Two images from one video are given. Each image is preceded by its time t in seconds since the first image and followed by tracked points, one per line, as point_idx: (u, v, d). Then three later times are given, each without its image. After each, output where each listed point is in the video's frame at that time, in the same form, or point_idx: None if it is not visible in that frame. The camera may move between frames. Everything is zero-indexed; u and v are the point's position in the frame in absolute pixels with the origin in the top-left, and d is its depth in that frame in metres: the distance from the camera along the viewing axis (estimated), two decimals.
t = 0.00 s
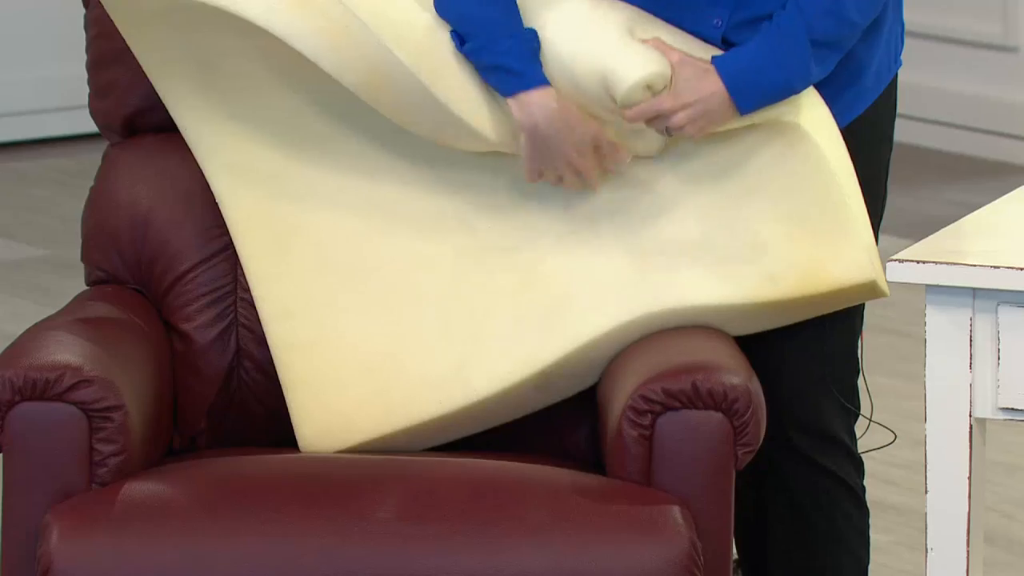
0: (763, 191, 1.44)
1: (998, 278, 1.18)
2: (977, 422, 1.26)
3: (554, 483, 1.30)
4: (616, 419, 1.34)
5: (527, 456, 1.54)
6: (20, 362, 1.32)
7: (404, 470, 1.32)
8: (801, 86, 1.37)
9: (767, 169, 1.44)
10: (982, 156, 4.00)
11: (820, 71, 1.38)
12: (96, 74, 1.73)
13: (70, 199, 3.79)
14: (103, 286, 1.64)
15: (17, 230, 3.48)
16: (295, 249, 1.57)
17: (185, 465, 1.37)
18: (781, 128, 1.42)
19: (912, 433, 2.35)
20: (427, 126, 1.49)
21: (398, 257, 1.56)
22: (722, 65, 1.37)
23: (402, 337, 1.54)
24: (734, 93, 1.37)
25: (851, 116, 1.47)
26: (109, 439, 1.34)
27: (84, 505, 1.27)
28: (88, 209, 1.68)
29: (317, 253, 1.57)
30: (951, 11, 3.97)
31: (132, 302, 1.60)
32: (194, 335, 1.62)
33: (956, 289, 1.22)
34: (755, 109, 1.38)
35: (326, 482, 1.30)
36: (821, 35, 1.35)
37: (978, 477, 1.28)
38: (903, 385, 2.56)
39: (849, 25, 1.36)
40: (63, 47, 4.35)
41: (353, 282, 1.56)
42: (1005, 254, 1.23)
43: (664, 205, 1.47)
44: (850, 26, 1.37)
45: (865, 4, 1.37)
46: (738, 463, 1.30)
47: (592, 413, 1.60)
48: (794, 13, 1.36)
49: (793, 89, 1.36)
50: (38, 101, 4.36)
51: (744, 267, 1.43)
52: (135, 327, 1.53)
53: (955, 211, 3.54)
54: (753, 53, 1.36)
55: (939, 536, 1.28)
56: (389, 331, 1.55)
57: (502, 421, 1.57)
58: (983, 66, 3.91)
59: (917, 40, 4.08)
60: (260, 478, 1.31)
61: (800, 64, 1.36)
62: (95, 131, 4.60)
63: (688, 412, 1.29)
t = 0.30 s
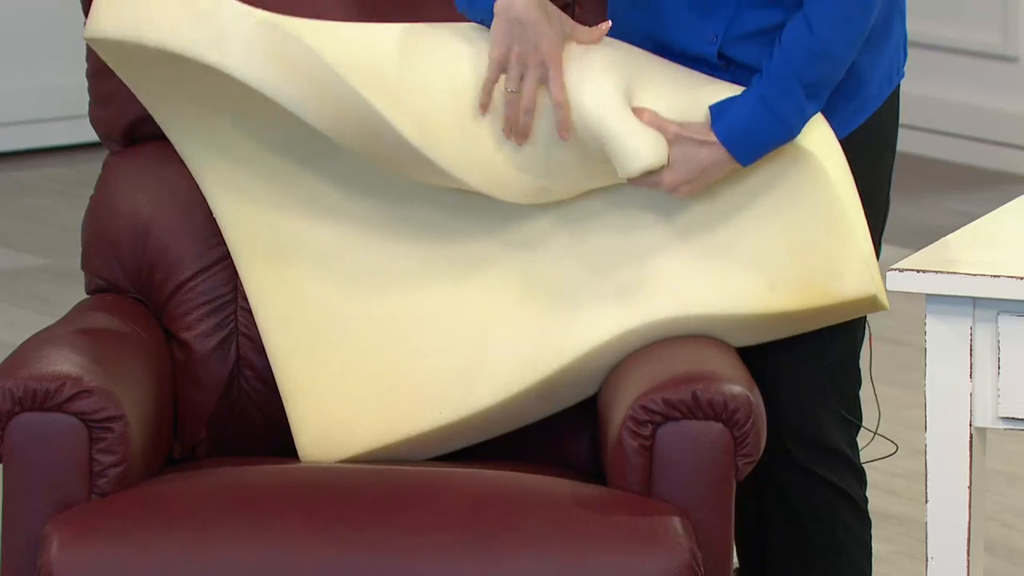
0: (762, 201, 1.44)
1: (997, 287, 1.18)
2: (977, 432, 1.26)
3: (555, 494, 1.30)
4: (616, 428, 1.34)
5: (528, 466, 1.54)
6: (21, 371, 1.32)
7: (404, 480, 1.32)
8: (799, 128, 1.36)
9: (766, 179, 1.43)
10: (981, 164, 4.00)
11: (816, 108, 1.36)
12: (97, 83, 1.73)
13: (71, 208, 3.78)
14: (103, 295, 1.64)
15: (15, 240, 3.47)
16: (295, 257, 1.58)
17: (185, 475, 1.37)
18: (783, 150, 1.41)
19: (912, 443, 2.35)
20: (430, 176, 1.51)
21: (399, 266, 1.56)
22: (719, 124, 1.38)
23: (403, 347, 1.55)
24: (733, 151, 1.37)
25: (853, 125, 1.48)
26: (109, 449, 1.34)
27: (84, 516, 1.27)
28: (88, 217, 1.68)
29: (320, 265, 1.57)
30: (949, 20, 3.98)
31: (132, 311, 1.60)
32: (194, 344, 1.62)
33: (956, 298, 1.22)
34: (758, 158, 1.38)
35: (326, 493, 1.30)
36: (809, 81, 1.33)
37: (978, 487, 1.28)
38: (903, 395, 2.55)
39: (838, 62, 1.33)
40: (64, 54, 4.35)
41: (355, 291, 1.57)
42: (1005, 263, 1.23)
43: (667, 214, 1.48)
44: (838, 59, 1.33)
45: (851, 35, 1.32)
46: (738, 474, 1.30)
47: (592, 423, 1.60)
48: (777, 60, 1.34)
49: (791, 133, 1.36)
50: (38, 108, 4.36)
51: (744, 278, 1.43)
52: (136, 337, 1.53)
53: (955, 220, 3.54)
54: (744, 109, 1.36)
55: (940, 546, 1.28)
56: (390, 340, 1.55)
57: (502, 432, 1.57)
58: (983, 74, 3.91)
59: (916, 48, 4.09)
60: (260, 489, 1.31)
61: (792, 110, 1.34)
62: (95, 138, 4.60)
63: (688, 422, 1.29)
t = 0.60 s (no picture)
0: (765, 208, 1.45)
1: (996, 290, 1.19)
2: (977, 435, 1.26)
3: (555, 498, 1.30)
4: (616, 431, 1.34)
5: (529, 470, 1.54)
6: (20, 374, 1.32)
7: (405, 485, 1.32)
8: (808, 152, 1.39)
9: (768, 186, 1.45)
10: (982, 168, 4.01)
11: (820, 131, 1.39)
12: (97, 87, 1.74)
13: (71, 212, 3.78)
14: (103, 299, 1.64)
15: (16, 244, 3.47)
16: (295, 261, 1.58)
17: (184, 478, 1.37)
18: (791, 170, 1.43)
19: (913, 446, 2.35)
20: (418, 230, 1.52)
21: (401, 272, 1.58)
22: (729, 159, 1.42)
23: (403, 351, 1.55)
24: (744, 184, 1.41)
25: (859, 128, 1.48)
26: (109, 452, 1.34)
27: (83, 519, 1.27)
28: (88, 221, 1.68)
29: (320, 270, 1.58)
30: (947, 24, 3.99)
31: (132, 315, 1.60)
32: (194, 348, 1.62)
33: (956, 301, 1.22)
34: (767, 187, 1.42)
35: (326, 497, 1.30)
36: (811, 108, 1.36)
37: (978, 489, 1.28)
38: (903, 399, 2.56)
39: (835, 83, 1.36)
40: (63, 59, 4.34)
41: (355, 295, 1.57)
42: (1005, 267, 1.23)
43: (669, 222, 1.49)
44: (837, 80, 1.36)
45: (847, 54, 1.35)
46: (738, 477, 1.30)
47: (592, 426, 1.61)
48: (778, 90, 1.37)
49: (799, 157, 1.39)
50: (39, 112, 4.35)
51: (744, 283, 1.44)
52: (136, 341, 1.53)
53: (955, 224, 3.54)
54: (749, 145, 1.39)
55: (939, 549, 1.29)
56: (393, 343, 1.56)
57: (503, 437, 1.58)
58: (983, 79, 3.92)
59: (914, 52, 4.09)
60: (260, 492, 1.31)
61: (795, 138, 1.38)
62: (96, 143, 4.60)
63: (688, 425, 1.29)
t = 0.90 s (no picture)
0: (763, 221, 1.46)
1: (998, 291, 1.19)
2: (978, 436, 1.26)
3: (556, 500, 1.30)
4: (618, 432, 1.34)
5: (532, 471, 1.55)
6: (22, 375, 1.32)
7: (406, 489, 1.32)
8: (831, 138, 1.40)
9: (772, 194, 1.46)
10: (983, 168, 4.00)
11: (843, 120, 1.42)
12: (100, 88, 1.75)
13: (73, 213, 3.78)
14: (104, 300, 1.64)
15: (17, 244, 3.47)
16: (294, 262, 1.57)
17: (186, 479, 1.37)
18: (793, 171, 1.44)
19: (914, 447, 2.35)
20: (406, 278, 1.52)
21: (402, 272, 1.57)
22: (751, 148, 1.40)
23: (404, 350, 1.55)
24: (770, 172, 1.40)
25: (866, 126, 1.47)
26: (110, 453, 1.34)
27: (85, 521, 1.27)
28: (89, 222, 1.68)
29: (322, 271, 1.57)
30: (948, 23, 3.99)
31: (132, 314, 1.60)
32: (195, 348, 1.62)
33: (959, 302, 1.22)
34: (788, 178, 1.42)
35: (328, 499, 1.30)
36: (848, 90, 1.38)
37: (980, 490, 1.28)
38: (904, 399, 2.55)
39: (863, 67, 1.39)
40: (65, 59, 4.34)
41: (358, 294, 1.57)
42: (1007, 267, 1.23)
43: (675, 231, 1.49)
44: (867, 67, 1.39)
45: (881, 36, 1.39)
46: (740, 478, 1.30)
47: (594, 428, 1.61)
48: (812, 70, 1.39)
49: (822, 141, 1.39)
50: (40, 112, 4.35)
51: (746, 281, 1.44)
52: (137, 341, 1.53)
53: (957, 224, 3.54)
54: (778, 129, 1.39)
55: (940, 550, 1.29)
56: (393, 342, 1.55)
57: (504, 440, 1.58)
58: (984, 78, 3.92)
59: (916, 52, 4.09)
60: (262, 495, 1.31)
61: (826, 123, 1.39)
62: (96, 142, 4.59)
63: (690, 425, 1.29)
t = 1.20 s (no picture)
0: (782, 216, 1.45)
1: (1011, 291, 1.19)
2: (991, 436, 1.26)
3: (569, 500, 1.30)
4: (630, 432, 1.34)
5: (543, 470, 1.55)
6: (35, 375, 1.33)
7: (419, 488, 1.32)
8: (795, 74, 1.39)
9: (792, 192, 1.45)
10: (997, 169, 4.00)
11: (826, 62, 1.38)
12: (113, 87, 1.76)
13: (88, 214, 3.78)
14: (116, 299, 1.64)
15: (31, 244, 3.49)
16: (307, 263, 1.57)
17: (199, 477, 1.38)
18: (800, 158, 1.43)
19: (927, 447, 2.35)
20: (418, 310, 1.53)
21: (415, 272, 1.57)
22: (719, 69, 1.40)
23: (417, 351, 1.56)
24: (731, 94, 1.40)
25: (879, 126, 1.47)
26: (123, 452, 1.34)
27: (98, 520, 1.27)
28: (102, 222, 1.69)
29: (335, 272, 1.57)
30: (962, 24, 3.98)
31: (144, 314, 1.60)
32: (207, 348, 1.63)
33: (971, 302, 1.22)
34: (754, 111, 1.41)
35: (340, 499, 1.30)
36: (827, 33, 1.36)
37: (992, 490, 1.28)
38: (918, 399, 2.55)
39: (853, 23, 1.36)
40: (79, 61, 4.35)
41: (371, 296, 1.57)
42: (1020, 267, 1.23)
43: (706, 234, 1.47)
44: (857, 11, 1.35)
45: None
46: (751, 478, 1.30)
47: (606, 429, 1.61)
48: (791, 11, 1.37)
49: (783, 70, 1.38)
50: (54, 113, 4.37)
51: (759, 280, 1.44)
52: (149, 342, 1.53)
53: (970, 225, 3.54)
54: (747, 49, 1.38)
55: (953, 550, 1.29)
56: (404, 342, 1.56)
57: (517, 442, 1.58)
58: (999, 79, 3.91)
59: (929, 52, 4.09)
60: (275, 494, 1.31)
61: (794, 55, 1.37)
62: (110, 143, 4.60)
63: (701, 425, 1.29)
